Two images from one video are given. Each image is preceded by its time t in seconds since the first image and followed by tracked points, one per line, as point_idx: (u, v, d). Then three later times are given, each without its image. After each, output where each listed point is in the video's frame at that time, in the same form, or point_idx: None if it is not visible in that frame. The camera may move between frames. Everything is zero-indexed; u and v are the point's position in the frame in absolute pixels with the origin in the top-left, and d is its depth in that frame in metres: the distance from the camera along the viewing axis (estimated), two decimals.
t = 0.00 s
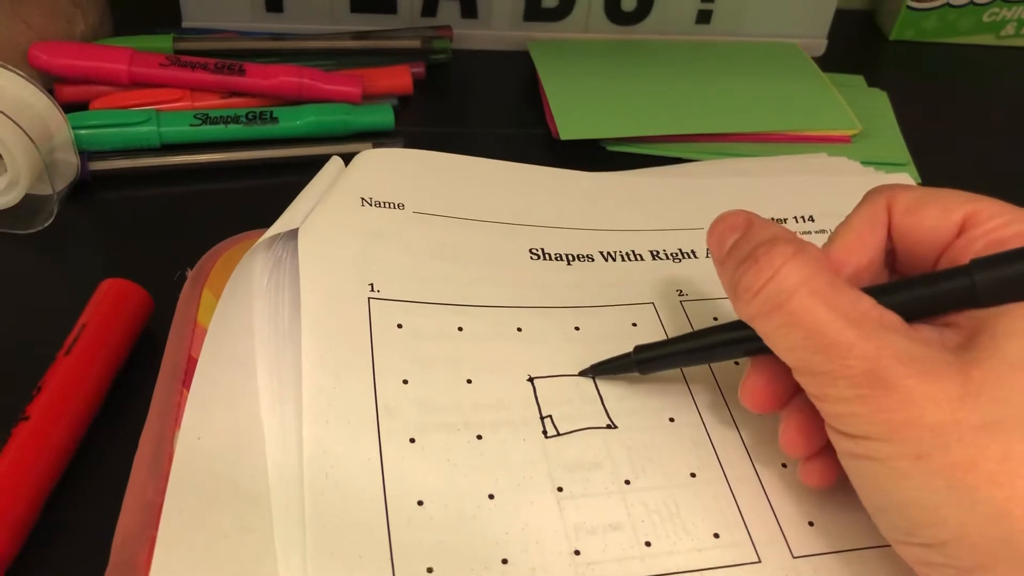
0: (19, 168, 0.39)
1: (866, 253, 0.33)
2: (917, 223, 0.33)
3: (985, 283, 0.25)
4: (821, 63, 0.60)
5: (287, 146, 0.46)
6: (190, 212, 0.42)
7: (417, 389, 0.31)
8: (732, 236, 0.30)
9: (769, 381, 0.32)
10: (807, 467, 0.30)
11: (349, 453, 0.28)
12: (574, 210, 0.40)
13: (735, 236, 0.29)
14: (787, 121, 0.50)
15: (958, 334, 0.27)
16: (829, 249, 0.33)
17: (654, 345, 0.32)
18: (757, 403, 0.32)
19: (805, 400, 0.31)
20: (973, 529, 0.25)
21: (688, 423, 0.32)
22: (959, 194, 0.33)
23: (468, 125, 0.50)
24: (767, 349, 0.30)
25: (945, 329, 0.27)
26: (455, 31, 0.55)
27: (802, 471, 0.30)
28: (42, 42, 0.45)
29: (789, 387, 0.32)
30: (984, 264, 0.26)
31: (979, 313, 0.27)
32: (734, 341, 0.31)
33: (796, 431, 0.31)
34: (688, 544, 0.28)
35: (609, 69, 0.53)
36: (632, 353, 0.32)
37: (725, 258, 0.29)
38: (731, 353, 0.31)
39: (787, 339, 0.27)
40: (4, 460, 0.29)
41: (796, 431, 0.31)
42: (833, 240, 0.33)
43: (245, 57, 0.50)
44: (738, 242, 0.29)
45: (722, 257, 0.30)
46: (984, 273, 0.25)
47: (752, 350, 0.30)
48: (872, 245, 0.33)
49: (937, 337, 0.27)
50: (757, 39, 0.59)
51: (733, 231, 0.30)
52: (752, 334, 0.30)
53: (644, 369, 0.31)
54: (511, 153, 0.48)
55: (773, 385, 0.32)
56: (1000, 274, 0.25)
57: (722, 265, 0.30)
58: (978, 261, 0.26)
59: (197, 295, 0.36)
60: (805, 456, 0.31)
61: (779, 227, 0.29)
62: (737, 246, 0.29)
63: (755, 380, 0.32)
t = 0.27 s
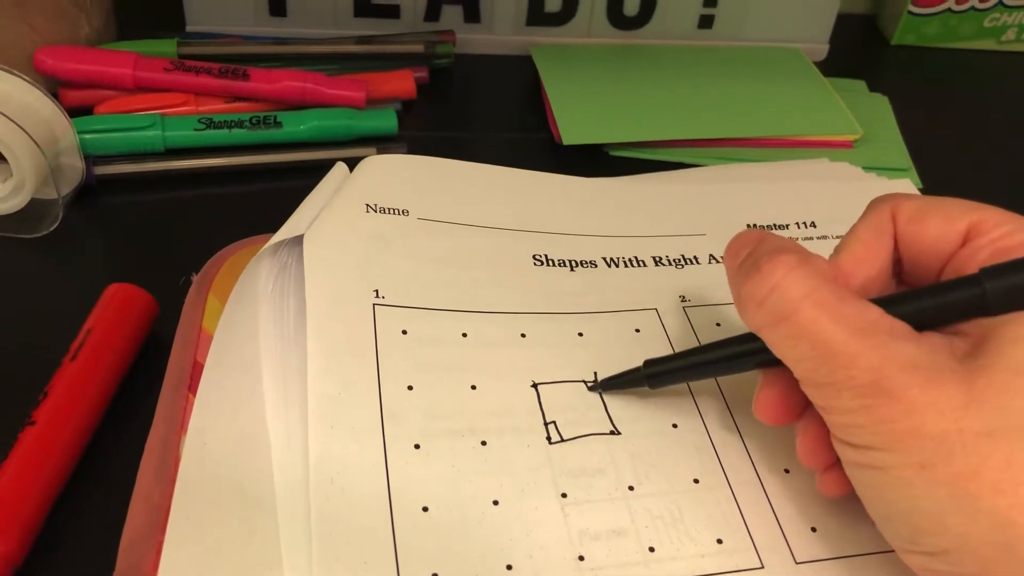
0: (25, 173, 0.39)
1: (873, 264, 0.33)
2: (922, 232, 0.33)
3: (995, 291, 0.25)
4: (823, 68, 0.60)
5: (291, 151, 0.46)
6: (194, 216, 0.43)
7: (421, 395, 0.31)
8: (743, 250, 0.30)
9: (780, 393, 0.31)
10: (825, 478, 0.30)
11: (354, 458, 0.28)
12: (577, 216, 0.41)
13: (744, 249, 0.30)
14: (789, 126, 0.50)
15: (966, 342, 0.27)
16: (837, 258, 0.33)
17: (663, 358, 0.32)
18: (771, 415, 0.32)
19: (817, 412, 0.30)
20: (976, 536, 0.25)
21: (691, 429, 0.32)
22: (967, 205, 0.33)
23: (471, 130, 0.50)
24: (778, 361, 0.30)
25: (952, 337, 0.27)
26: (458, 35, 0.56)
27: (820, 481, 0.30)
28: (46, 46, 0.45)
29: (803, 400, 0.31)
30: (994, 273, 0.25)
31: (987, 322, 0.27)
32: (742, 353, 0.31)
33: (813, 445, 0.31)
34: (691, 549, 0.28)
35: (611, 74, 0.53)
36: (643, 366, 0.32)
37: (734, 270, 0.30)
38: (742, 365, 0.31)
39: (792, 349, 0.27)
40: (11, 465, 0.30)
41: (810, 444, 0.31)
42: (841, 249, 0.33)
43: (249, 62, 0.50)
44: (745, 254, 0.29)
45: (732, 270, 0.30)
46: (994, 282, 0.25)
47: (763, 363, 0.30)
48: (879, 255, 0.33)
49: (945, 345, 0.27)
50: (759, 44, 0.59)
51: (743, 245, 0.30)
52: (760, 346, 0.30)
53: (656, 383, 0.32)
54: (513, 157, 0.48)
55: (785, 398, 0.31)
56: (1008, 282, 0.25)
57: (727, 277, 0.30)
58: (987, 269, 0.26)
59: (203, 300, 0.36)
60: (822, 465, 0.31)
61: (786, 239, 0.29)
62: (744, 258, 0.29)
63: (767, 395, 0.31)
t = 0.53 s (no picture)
0: (22, 171, 0.39)
1: (877, 264, 0.32)
2: (923, 230, 0.33)
3: (1000, 288, 0.25)
4: (823, 66, 0.60)
5: (289, 148, 0.46)
6: (192, 214, 0.43)
7: (419, 393, 0.31)
8: (744, 249, 0.30)
9: (786, 396, 0.31)
10: (836, 478, 0.30)
11: (351, 456, 0.28)
12: (575, 214, 0.40)
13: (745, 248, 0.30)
14: (789, 124, 0.50)
15: (971, 339, 0.27)
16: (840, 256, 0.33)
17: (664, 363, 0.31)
18: (778, 418, 0.31)
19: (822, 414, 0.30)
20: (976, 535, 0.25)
21: (690, 428, 0.32)
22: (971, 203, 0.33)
23: (470, 128, 0.50)
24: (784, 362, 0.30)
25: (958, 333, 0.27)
26: (457, 33, 0.55)
27: (832, 482, 0.30)
28: (45, 44, 0.45)
29: (808, 402, 0.31)
30: (999, 268, 0.25)
31: (990, 318, 0.27)
32: (747, 355, 0.30)
33: (820, 446, 0.30)
34: (690, 548, 0.28)
35: (611, 73, 0.53)
36: (644, 372, 0.31)
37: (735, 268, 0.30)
38: (746, 368, 0.31)
39: (793, 348, 0.28)
40: (7, 464, 0.30)
41: (819, 445, 0.30)
42: (844, 247, 0.33)
43: (247, 60, 0.50)
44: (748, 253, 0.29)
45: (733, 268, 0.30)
46: (999, 278, 0.25)
47: (769, 364, 0.30)
48: (882, 253, 0.33)
49: (949, 342, 0.27)
50: (759, 42, 0.59)
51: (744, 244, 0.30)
52: (765, 347, 0.30)
53: (657, 389, 0.31)
54: (512, 155, 0.48)
55: (790, 401, 0.31)
56: (1011, 278, 0.25)
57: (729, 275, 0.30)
58: (990, 265, 0.25)
59: (200, 298, 0.36)
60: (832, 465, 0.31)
61: (788, 238, 0.29)
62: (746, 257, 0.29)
63: (772, 398, 0.31)
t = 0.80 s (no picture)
0: (21, 170, 0.39)
1: (885, 262, 0.32)
2: (933, 228, 0.33)
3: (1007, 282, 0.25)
4: (823, 65, 0.60)
5: (289, 148, 0.46)
6: (192, 213, 0.42)
7: (419, 392, 0.31)
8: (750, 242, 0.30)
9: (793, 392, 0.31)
10: (843, 475, 0.30)
11: (351, 456, 0.28)
12: (576, 212, 0.40)
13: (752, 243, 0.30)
14: (790, 123, 0.50)
15: (977, 336, 0.27)
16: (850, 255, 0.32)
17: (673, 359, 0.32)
18: (785, 414, 0.31)
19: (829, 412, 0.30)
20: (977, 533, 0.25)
21: (691, 427, 0.32)
22: (975, 202, 0.33)
23: (470, 127, 0.50)
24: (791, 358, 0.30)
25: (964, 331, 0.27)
26: (457, 32, 0.55)
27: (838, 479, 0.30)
28: (44, 43, 0.45)
29: (816, 402, 0.31)
30: (1005, 262, 0.25)
31: (993, 316, 0.27)
32: (754, 351, 0.31)
33: (827, 444, 0.30)
34: (691, 547, 0.28)
35: (611, 71, 0.53)
36: (653, 368, 0.32)
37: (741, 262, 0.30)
38: (754, 364, 0.31)
39: (798, 342, 0.28)
40: (6, 464, 0.29)
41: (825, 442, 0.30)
42: (854, 245, 0.33)
43: (247, 59, 0.50)
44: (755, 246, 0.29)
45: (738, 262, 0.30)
46: (1007, 272, 0.25)
47: (776, 360, 0.30)
48: (893, 251, 0.33)
49: (957, 339, 0.27)
50: (759, 41, 0.58)
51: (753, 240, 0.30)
52: (771, 343, 0.30)
53: (665, 386, 0.31)
54: (512, 154, 0.48)
55: (798, 397, 0.31)
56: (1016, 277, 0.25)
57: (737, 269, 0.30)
58: (995, 261, 0.26)
59: (200, 297, 0.36)
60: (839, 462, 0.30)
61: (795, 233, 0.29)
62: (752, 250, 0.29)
63: (778, 393, 0.31)
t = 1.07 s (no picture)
0: (23, 170, 0.39)
1: (903, 242, 0.33)
2: (956, 215, 0.33)
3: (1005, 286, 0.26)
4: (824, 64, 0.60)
5: (291, 147, 0.46)
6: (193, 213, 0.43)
7: (421, 391, 0.31)
8: (775, 217, 0.27)
9: (800, 367, 0.31)
10: (843, 456, 0.30)
11: (352, 455, 0.28)
12: (578, 210, 0.40)
13: (777, 219, 0.27)
14: (791, 121, 0.50)
15: (998, 333, 0.27)
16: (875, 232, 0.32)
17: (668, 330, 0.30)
18: (789, 390, 0.31)
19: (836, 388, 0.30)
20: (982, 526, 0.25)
21: (692, 425, 0.32)
22: (975, 202, 0.33)
23: (471, 126, 0.50)
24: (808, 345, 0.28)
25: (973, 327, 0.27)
26: (457, 32, 0.55)
27: (837, 460, 0.30)
28: (45, 43, 0.45)
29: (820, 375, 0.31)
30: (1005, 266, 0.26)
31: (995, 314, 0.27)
32: (755, 327, 0.28)
33: (831, 422, 0.31)
34: (692, 546, 0.28)
35: (612, 70, 0.53)
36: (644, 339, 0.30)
37: (764, 237, 0.27)
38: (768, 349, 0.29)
39: (827, 328, 0.25)
40: (8, 464, 0.29)
41: (829, 420, 0.31)
42: (877, 223, 0.32)
43: (247, 59, 0.50)
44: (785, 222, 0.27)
45: (760, 239, 0.28)
46: None
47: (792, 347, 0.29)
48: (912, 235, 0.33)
49: (976, 336, 0.26)
50: (760, 40, 0.58)
51: (775, 215, 0.28)
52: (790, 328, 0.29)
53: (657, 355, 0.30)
54: (514, 154, 0.48)
55: (804, 372, 0.31)
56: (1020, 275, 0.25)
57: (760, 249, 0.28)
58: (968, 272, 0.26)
59: (201, 297, 0.36)
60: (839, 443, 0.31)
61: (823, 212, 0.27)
62: (780, 227, 0.27)
63: (784, 368, 0.31)
